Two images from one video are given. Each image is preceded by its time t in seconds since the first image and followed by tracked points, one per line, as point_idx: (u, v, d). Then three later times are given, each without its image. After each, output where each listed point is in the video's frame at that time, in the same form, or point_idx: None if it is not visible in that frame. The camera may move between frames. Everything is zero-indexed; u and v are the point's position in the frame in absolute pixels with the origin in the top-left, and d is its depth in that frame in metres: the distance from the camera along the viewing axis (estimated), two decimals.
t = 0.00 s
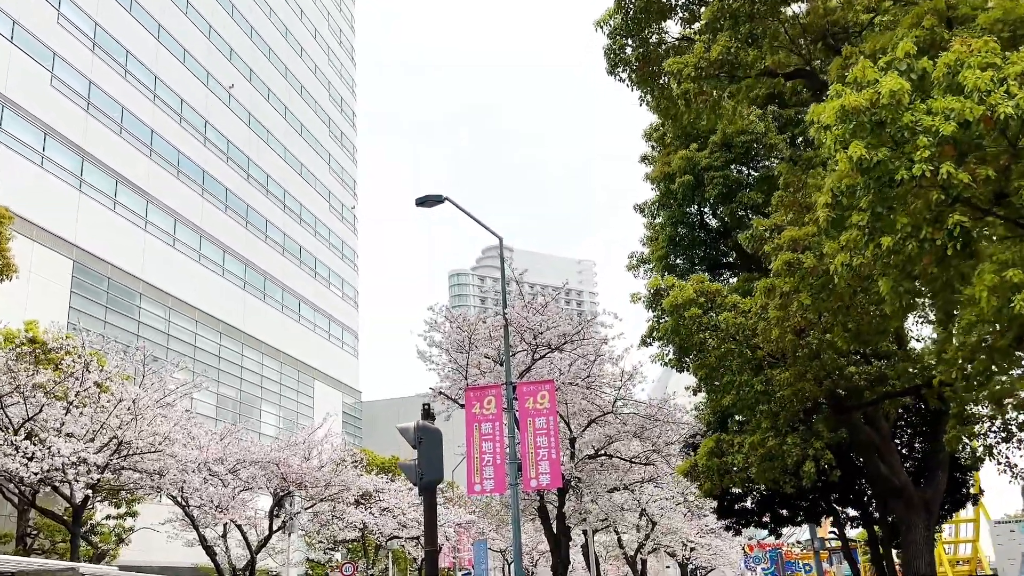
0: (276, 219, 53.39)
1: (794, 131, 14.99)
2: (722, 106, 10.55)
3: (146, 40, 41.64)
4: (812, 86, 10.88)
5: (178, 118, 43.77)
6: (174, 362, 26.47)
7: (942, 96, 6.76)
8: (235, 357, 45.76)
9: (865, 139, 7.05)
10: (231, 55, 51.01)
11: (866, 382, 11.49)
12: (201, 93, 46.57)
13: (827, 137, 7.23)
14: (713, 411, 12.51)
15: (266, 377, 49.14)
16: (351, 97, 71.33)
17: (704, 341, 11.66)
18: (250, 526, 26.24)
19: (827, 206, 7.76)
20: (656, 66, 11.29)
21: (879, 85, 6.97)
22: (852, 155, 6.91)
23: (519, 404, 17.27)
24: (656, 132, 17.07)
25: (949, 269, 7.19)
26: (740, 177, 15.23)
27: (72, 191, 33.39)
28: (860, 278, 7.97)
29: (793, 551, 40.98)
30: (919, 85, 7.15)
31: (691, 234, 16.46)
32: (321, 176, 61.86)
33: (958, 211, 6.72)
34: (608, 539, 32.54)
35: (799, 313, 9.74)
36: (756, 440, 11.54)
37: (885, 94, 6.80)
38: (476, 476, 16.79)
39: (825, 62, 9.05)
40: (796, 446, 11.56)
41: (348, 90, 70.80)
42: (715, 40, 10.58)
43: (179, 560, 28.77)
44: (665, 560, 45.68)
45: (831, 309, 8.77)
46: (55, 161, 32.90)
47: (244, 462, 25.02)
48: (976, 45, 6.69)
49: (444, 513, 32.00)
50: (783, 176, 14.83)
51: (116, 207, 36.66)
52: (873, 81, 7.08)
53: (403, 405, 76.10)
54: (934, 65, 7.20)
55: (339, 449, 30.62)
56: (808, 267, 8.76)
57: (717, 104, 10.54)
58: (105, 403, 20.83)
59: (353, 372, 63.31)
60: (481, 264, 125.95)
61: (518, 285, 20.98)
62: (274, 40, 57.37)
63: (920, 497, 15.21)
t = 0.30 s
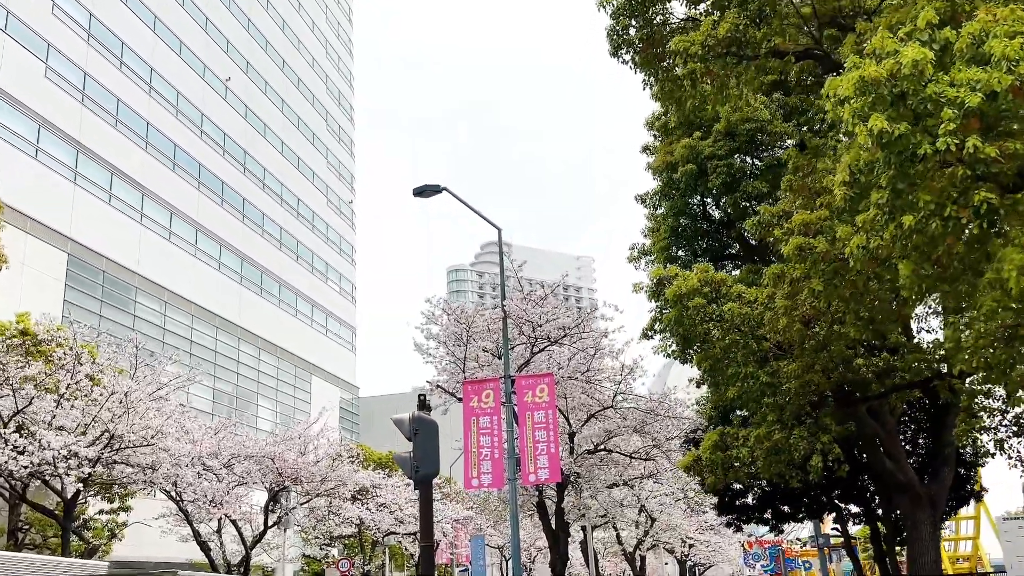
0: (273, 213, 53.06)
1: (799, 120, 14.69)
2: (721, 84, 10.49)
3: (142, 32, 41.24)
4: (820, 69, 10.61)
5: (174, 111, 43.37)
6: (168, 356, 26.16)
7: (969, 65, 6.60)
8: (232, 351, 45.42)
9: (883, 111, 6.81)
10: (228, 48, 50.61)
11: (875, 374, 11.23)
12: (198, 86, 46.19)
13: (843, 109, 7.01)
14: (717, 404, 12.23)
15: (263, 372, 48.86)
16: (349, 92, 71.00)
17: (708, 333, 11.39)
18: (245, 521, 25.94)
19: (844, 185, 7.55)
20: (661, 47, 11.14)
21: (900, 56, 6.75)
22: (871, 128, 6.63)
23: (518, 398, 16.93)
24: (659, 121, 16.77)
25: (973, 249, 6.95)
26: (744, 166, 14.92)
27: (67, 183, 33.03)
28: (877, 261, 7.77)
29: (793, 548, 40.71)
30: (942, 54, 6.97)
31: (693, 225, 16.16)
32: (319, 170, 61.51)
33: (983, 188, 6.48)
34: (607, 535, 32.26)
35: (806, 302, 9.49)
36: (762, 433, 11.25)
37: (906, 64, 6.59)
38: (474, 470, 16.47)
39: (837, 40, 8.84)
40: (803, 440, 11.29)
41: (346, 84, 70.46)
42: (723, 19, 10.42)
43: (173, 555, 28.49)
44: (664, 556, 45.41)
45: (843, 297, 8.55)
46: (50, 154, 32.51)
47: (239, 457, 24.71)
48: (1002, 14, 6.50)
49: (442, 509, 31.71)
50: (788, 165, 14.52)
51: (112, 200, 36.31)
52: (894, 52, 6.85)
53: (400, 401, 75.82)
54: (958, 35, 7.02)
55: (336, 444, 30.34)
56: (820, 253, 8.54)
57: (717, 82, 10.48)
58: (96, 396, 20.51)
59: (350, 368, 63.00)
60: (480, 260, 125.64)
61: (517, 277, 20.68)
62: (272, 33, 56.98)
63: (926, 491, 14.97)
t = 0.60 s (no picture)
0: (271, 207, 52.79)
1: (805, 106, 14.37)
2: (728, 59, 10.27)
3: (139, 24, 40.88)
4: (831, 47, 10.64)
5: (172, 104, 43.00)
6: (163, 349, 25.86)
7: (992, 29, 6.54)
8: (230, 346, 45.09)
9: (904, 76, 6.78)
10: (226, 41, 50.26)
11: (881, 364, 11.01)
12: (195, 79, 45.80)
13: (861, 76, 6.97)
14: (720, 395, 11.97)
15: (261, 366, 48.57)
16: (348, 86, 70.70)
17: (712, 321, 11.11)
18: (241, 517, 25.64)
19: (861, 157, 7.41)
20: (667, 27, 10.91)
21: (920, 19, 6.72)
22: (892, 92, 6.51)
23: (517, 390, 16.61)
24: (661, 108, 16.47)
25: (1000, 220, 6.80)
26: (748, 152, 14.60)
27: (64, 176, 32.69)
28: (895, 239, 7.58)
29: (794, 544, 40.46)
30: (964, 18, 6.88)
31: (695, 215, 15.87)
32: (318, 165, 61.19)
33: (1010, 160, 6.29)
34: (608, 530, 32.03)
35: (816, 287, 9.25)
36: (768, 424, 10.97)
37: (929, 26, 6.56)
38: (472, 463, 16.18)
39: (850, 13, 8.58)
40: (809, 433, 10.99)
41: (345, 78, 70.17)
42: None
43: (168, 551, 28.20)
44: (665, 551, 45.23)
45: (854, 279, 8.33)
46: (46, 146, 32.14)
47: (235, 451, 24.40)
48: None
49: (440, 504, 31.46)
50: (794, 152, 14.21)
51: (109, 194, 36.00)
52: (914, 15, 6.80)
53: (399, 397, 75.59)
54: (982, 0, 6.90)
55: (333, 438, 30.10)
56: (834, 233, 8.38)
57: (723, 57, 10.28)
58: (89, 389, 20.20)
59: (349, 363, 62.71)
60: (479, 257, 125.21)
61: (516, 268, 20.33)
62: (270, 26, 56.60)
63: (934, 486, 14.60)
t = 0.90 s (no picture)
0: (271, 201, 52.51)
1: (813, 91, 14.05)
2: (736, 34, 9.90)
3: (138, 17, 40.52)
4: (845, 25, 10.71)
5: (170, 98, 42.64)
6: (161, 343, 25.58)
7: None
8: (230, 341, 44.76)
9: (929, 38, 6.61)
10: (225, 35, 49.90)
11: (893, 354, 10.72)
12: (194, 73, 45.45)
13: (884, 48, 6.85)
14: (726, 386, 11.68)
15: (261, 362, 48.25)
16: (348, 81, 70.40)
17: (719, 309, 10.83)
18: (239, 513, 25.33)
19: (882, 129, 7.17)
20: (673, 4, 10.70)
21: None
22: (918, 54, 6.33)
23: (518, 382, 16.28)
24: (665, 95, 16.16)
25: None
26: (755, 139, 14.22)
27: (61, 170, 32.34)
28: (915, 216, 7.33)
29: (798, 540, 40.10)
30: None
31: (699, 203, 15.53)
32: (318, 160, 60.88)
33: None
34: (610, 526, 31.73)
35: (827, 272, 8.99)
36: (776, 415, 10.66)
37: None
38: (472, 457, 15.84)
39: None
40: (820, 424, 10.68)
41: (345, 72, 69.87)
42: None
43: (166, 547, 27.91)
44: (667, 548, 44.92)
45: (869, 262, 8.07)
46: (44, 140, 31.79)
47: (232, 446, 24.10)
48: None
49: (441, 499, 31.18)
50: (802, 138, 13.83)
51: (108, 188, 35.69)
52: None
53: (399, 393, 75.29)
54: None
55: (333, 434, 29.84)
56: (850, 212, 8.12)
57: (727, 30, 9.93)
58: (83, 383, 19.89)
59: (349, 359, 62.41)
60: (480, 253, 124.69)
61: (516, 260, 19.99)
62: (269, 20, 56.22)
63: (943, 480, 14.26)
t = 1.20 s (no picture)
0: (273, 198, 52.23)
1: (822, 77, 13.69)
2: (745, 12, 9.55)
3: (138, 13, 40.21)
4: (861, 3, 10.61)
5: (171, 94, 42.32)
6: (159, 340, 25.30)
7: None
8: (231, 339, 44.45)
9: None
10: (226, 31, 49.59)
11: (907, 346, 10.41)
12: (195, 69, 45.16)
13: (908, 16, 6.63)
14: (735, 379, 11.36)
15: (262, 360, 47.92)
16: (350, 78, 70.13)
17: (728, 301, 10.53)
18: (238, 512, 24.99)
19: (910, 98, 6.92)
20: None
21: None
22: (952, 13, 6.03)
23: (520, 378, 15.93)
24: (670, 84, 15.82)
25: None
26: (762, 129, 13.87)
27: (61, 168, 32.00)
28: (944, 191, 7.10)
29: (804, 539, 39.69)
30: None
31: (705, 194, 15.21)
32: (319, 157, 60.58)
33: None
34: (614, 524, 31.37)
35: (842, 259, 8.74)
36: (787, 409, 10.33)
37: None
38: (474, 454, 15.49)
39: None
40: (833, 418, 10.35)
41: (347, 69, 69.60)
42: None
43: (165, 545, 27.63)
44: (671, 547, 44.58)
45: (888, 248, 7.78)
46: (43, 137, 31.47)
47: (231, 444, 23.77)
48: None
49: (443, 497, 30.88)
50: (812, 127, 13.46)
51: (107, 185, 35.38)
52: None
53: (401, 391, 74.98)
54: None
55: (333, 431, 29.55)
56: (869, 194, 7.86)
57: (735, 9, 9.60)
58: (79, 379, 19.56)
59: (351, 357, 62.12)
60: (483, 252, 124.32)
61: (518, 253, 19.64)
62: (271, 16, 55.95)
63: (957, 476, 13.90)
